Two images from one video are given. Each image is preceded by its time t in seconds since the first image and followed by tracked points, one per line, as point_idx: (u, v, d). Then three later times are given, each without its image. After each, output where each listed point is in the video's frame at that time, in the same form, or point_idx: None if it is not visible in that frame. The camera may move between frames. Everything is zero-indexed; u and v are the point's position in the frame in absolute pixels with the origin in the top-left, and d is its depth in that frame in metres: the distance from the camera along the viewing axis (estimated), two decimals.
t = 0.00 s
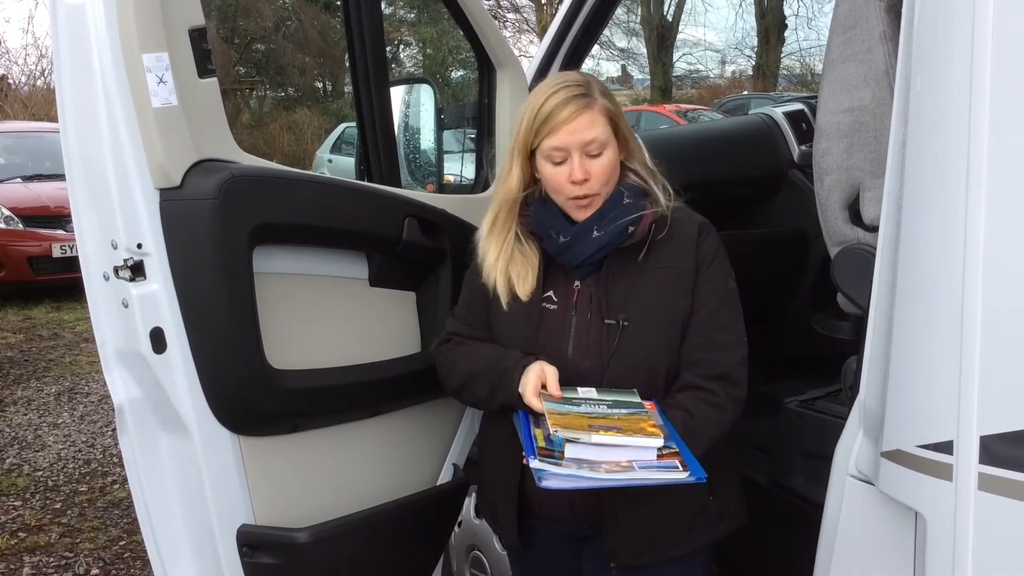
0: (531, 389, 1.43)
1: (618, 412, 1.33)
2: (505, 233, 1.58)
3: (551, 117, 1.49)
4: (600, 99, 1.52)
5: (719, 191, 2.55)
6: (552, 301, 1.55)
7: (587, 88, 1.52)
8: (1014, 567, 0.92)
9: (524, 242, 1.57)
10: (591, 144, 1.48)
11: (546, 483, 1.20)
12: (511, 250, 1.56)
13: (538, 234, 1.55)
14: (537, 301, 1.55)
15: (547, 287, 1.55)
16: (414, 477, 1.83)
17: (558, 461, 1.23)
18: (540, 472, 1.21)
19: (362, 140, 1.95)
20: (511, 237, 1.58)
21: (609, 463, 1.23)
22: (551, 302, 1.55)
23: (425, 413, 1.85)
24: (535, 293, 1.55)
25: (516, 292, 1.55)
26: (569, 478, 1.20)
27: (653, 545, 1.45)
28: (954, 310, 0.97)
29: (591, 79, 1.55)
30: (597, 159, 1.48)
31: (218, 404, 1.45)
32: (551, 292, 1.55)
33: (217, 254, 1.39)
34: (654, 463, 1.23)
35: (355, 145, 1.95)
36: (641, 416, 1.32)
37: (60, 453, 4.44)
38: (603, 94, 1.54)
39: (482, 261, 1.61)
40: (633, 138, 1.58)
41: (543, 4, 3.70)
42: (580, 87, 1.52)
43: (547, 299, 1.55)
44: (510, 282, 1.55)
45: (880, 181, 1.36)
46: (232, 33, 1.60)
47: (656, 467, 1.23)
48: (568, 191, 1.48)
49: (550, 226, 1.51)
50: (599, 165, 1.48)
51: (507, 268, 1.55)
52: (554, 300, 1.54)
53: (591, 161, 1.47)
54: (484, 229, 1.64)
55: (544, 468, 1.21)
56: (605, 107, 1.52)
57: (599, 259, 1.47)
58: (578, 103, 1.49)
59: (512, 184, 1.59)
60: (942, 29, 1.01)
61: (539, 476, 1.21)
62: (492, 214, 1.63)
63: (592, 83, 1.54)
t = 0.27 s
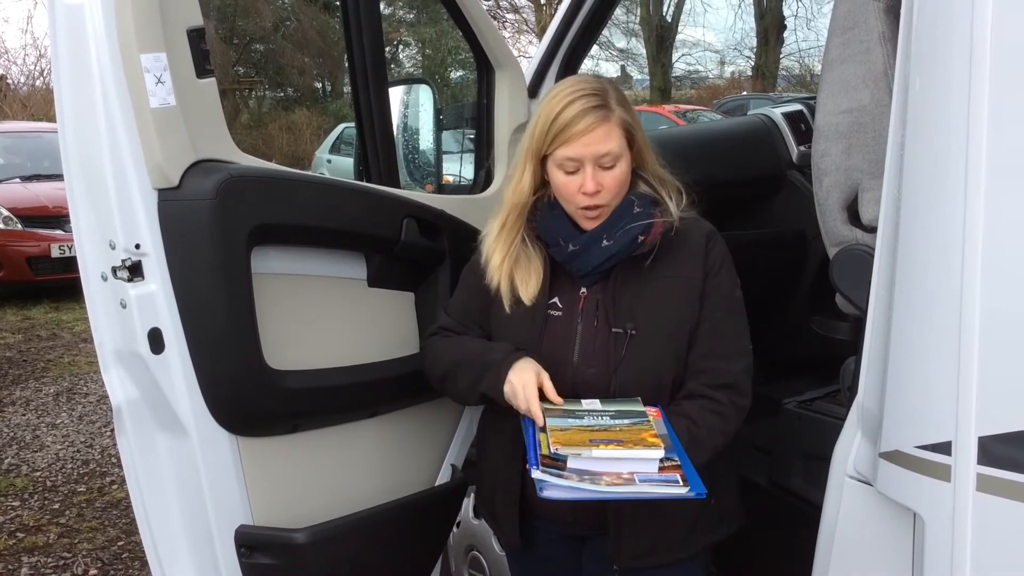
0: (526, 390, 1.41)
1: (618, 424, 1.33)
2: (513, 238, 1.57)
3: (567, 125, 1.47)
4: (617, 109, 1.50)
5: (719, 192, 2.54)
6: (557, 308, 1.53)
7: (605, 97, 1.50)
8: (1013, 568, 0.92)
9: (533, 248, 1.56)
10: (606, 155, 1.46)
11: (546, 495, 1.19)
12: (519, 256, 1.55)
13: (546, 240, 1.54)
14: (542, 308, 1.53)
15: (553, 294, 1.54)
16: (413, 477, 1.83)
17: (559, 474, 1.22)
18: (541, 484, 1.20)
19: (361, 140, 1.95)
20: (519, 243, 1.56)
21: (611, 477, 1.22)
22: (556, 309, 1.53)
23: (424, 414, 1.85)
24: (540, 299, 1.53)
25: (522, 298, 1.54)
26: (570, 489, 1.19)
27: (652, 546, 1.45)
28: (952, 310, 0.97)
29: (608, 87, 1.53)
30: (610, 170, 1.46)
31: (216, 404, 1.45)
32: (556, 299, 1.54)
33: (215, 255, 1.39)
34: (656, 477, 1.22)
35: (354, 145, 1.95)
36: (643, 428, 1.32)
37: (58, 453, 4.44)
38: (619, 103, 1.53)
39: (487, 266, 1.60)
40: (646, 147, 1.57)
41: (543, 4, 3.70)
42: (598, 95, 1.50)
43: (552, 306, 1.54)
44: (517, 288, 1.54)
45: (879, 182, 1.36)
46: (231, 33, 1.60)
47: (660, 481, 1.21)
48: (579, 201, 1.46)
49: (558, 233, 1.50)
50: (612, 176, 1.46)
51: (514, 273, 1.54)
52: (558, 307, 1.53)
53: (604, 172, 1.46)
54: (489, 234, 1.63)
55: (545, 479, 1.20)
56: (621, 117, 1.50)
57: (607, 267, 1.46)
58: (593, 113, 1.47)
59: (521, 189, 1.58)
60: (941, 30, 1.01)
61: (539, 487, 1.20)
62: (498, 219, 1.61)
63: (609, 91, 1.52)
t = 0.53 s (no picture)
0: (559, 399, 1.35)
1: (619, 430, 1.34)
2: (516, 236, 1.55)
3: (578, 128, 1.46)
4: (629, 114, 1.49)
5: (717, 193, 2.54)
6: (562, 310, 1.53)
7: (617, 101, 1.49)
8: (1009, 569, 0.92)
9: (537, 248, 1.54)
10: (614, 161, 1.45)
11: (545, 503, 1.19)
12: (524, 255, 1.53)
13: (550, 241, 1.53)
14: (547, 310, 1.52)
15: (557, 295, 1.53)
16: (410, 477, 1.83)
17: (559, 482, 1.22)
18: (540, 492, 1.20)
19: (359, 139, 1.96)
20: (523, 242, 1.54)
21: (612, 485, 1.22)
22: (560, 310, 1.53)
23: (420, 414, 1.85)
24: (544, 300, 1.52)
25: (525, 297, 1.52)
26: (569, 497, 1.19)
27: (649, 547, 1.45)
28: (950, 311, 0.98)
29: (620, 91, 1.52)
30: (617, 176, 1.46)
31: (213, 404, 1.45)
32: (560, 301, 1.53)
33: (212, 254, 1.38)
34: (655, 487, 1.22)
35: (352, 145, 1.95)
36: (643, 434, 1.32)
37: (55, 453, 4.43)
38: (630, 107, 1.52)
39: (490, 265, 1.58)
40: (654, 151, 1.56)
41: (540, 5, 3.70)
42: (610, 100, 1.49)
43: (557, 308, 1.53)
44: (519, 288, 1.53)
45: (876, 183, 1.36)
46: (229, 33, 1.60)
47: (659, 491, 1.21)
48: (585, 204, 1.45)
49: (563, 234, 1.49)
50: (619, 182, 1.46)
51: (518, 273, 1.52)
52: (563, 309, 1.53)
53: (612, 177, 1.45)
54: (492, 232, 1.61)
55: (544, 487, 1.20)
56: (631, 122, 1.49)
57: (613, 271, 1.46)
58: (604, 118, 1.46)
59: (525, 189, 1.56)
60: (938, 32, 1.01)
61: (538, 495, 1.20)
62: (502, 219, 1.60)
63: (621, 95, 1.51)
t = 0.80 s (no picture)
0: (579, 433, 1.29)
1: (615, 431, 1.34)
2: (517, 238, 1.54)
3: (581, 130, 1.46)
4: (631, 116, 1.49)
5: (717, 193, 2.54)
6: (564, 312, 1.52)
7: (620, 103, 1.49)
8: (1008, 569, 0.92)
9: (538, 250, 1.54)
10: (616, 163, 1.45)
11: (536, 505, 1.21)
12: (525, 258, 1.52)
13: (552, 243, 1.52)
14: (549, 313, 1.52)
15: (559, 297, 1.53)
16: (410, 478, 1.83)
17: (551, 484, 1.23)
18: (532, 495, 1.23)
19: (358, 139, 1.96)
20: (524, 243, 1.54)
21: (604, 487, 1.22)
22: (562, 313, 1.52)
23: (419, 414, 1.85)
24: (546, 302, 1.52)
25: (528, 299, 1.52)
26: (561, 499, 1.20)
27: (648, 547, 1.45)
28: (949, 311, 0.98)
29: (623, 93, 1.52)
30: (619, 178, 1.46)
31: (212, 404, 1.44)
32: (562, 303, 1.53)
33: (211, 254, 1.38)
34: (648, 486, 1.21)
35: (351, 144, 1.96)
36: (639, 435, 1.33)
37: (54, 453, 4.43)
38: (633, 110, 1.52)
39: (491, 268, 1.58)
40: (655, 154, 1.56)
41: (539, 5, 3.69)
42: (613, 102, 1.48)
43: (558, 310, 1.53)
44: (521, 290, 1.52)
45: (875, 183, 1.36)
46: (228, 33, 1.60)
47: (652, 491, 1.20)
48: (587, 206, 1.45)
49: (565, 236, 1.49)
50: (620, 184, 1.46)
51: (519, 275, 1.52)
52: (565, 312, 1.52)
53: (613, 179, 1.45)
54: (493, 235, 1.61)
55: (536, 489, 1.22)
56: (634, 124, 1.49)
57: (615, 273, 1.46)
58: (608, 120, 1.46)
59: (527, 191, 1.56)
60: (938, 32, 1.02)
61: (531, 498, 1.22)
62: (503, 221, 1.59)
63: (625, 98, 1.51)
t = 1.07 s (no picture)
0: (594, 425, 1.31)
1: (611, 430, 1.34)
2: (516, 238, 1.54)
3: (579, 130, 1.46)
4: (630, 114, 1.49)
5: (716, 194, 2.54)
6: (562, 312, 1.52)
7: (618, 103, 1.49)
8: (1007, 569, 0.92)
9: (537, 249, 1.54)
10: (615, 163, 1.45)
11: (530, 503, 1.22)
12: (524, 257, 1.52)
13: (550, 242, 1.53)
14: (547, 312, 1.52)
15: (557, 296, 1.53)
16: (409, 477, 1.83)
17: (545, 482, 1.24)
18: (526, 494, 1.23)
19: (358, 138, 1.96)
20: (522, 243, 1.54)
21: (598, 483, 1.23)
22: (560, 312, 1.53)
23: (418, 414, 1.85)
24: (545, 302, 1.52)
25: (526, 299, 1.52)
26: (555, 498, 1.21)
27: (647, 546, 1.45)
28: (948, 311, 0.98)
29: (622, 92, 1.52)
30: (617, 178, 1.46)
31: (211, 404, 1.44)
32: (560, 302, 1.53)
33: (211, 253, 1.38)
34: (642, 485, 1.22)
35: (351, 144, 1.96)
36: (636, 434, 1.32)
37: (53, 452, 4.42)
38: (632, 109, 1.52)
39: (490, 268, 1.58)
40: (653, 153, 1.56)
41: (539, 5, 3.68)
42: (612, 101, 1.48)
43: (557, 310, 1.53)
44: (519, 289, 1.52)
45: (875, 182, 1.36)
46: (227, 33, 1.60)
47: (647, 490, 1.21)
48: (586, 206, 1.46)
49: (563, 235, 1.49)
50: (618, 184, 1.46)
51: (518, 275, 1.52)
52: (564, 311, 1.52)
53: (612, 179, 1.45)
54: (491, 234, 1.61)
55: (531, 488, 1.23)
56: (632, 124, 1.49)
57: (613, 272, 1.46)
58: (607, 120, 1.46)
59: (525, 191, 1.56)
60: (937, 32, 1.02)
61: (526, 497, 1.23)
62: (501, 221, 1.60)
63: (623, 97, 1.51)
